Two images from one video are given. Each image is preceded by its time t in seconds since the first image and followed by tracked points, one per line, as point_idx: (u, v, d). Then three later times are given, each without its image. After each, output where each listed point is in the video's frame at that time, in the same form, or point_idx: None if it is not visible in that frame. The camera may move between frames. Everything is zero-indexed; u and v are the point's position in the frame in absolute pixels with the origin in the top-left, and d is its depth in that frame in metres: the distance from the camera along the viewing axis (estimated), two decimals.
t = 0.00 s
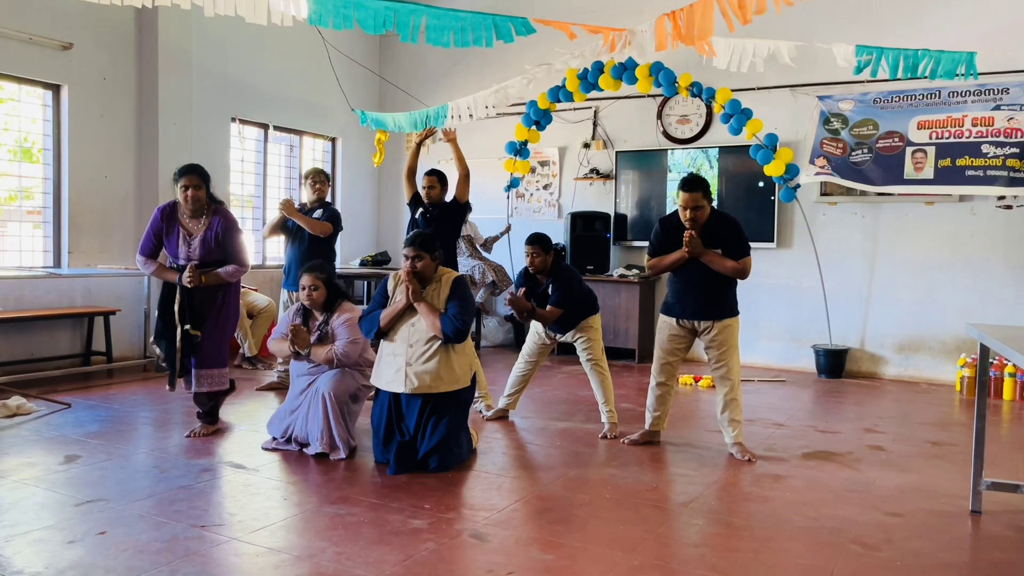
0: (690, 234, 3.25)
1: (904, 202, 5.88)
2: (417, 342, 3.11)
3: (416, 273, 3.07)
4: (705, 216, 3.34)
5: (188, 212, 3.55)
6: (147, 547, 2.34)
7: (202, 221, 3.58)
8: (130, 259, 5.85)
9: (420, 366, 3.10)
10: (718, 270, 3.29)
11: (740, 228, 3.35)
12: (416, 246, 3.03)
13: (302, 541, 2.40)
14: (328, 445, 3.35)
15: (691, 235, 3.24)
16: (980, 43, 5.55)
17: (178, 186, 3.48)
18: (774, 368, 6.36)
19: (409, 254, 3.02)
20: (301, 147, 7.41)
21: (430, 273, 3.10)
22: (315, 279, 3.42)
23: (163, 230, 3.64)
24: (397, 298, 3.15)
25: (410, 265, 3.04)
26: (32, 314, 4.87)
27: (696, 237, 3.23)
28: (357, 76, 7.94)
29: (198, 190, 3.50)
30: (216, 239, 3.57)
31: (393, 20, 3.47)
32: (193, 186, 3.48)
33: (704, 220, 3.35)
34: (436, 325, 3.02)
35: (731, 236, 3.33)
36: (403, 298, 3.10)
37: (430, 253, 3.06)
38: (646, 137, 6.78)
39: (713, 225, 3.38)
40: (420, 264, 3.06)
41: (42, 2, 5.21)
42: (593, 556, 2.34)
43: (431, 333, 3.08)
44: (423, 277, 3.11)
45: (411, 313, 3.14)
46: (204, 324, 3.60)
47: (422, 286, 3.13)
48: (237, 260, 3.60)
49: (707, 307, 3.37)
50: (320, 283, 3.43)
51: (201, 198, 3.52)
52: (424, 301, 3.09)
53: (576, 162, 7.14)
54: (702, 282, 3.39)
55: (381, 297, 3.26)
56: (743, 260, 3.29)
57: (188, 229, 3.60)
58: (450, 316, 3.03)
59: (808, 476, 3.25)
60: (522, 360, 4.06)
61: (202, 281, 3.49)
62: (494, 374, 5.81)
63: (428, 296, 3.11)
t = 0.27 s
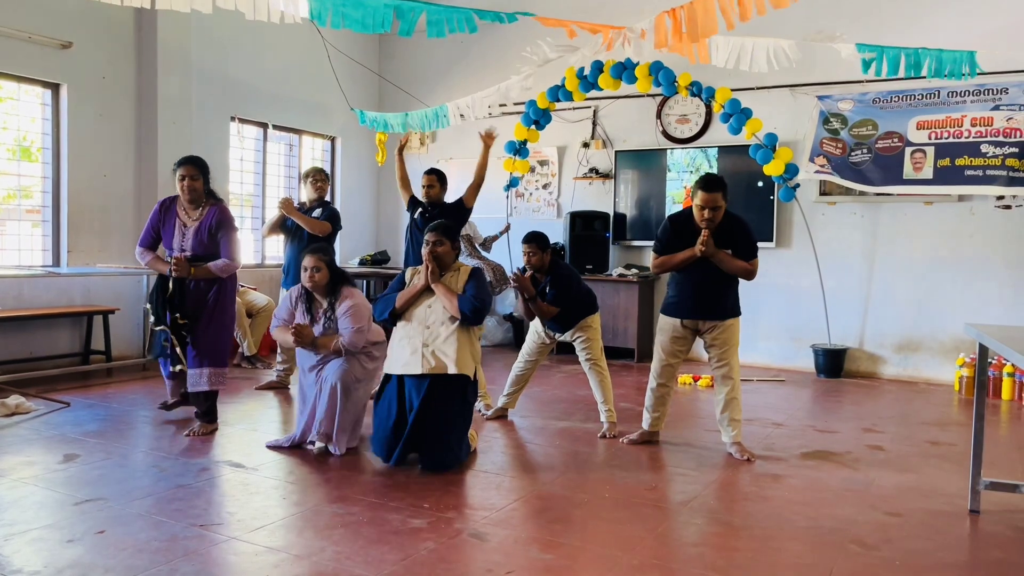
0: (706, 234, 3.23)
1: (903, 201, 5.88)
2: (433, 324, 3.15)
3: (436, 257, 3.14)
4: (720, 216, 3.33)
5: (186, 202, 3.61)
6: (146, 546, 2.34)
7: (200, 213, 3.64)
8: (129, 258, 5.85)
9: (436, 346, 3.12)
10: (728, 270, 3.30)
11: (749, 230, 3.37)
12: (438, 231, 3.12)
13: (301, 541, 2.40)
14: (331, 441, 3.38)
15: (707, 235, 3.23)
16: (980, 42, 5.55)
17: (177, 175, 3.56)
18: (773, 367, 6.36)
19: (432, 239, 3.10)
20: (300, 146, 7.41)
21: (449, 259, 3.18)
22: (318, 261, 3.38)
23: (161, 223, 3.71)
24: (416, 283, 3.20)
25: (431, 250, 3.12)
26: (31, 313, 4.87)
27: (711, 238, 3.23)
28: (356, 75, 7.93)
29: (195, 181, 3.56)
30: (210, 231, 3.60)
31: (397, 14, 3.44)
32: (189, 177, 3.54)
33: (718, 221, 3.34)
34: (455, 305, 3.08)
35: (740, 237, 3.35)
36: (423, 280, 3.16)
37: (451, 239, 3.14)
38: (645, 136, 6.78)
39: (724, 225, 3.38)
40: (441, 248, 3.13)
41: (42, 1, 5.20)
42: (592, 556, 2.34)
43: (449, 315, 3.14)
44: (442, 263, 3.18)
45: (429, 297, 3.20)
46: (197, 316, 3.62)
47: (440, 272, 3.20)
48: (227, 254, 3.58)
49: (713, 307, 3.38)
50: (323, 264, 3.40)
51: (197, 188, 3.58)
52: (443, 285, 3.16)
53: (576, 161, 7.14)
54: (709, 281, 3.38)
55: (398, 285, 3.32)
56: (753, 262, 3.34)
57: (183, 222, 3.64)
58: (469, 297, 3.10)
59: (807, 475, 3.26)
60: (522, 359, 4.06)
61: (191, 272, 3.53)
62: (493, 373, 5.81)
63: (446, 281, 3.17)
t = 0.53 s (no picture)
0: (711, 234, 3.24)
1: (902, 201, 5.88)
2: (419, 325, 3.10)
3: (418, 257, 3.12)
4: (722, 216, 3.33)
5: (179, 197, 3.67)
6: (145, 545, 2.34)
7: (195, 206, 3.71)
8: (129, 257, 5.84)
9: (422, 347, 3.07)
10: (731, 270, 3.31)
11: (751, 230, 3.39)
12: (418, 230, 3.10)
13: (300, 540, 2.40)
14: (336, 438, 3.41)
15: (711, 236, 3.23)
16: (979, 43, 5.56)
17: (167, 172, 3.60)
18: (773, 367, 6.37)
19: (413, 238, 3.09)
20: (299, 146, 7.40)
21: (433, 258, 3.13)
22: (312, 235, 3.37)
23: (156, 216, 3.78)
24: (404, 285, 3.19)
25: (413, 250, 3.11)
26: (31, 312, 4.87)
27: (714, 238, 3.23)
28: (355, 75, 7.93)
29: (184, 179, 3.59)
30: (203, 223, 3.66)
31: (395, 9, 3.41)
32: (178, 175, 3.58)
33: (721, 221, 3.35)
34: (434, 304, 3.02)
35: (742, 238, 3.37)
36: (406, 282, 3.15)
37: (434, 238, 3.11)
38: (645, 136, 6.78)
39: (726, 225, 3.38)
40: (424, 248, 3.11)
41: None
42: (591, 555, 2.34)
43: (432, 315, 3.06)
44: (428, 263, 3.15)
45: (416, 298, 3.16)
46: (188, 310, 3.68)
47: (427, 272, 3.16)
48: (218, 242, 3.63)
49: (715, 307, 3.38)
50: (317, 239, 3.38)
51: (187, 186, 3.61)
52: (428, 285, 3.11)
53: (575, 161, 7.14)
54: (710, 281, 3.39)
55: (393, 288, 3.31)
56: (754, 263, 3.36)
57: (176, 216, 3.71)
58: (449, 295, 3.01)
59: (806, 475, 3.26)
60: (522, 358, 4.05)
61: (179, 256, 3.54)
62: (492, 372, 5.81)
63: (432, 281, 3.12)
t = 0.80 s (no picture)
0: (696, 232, 3.25)
1: (901, 201, 5.87)
2: (392, 336, 2.98)
3: (380, 269, 2.97)
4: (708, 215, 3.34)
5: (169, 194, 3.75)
6: (144, 545, 2.34)
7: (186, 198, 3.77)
8: (128, 256, 5.84)
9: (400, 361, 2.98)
10: (722, 268, 3.31)
11: (742, 227, 3.36)
12: (377, 241, 2.95)
13: (298, 540, 2.40)
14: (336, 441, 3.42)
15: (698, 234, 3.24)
16: (979, 43, 5.56)
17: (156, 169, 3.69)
18: (772, 366, 6.37)
19: (373, 249, 2.95)
20: (299, 145, 7.40)
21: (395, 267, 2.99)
22: (304, 219, 3.33)
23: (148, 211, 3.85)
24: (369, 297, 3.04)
25: (375, 262, 2.98)
26: (31, 311, 4.87)
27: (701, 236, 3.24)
28: (355, 74, 7.92)
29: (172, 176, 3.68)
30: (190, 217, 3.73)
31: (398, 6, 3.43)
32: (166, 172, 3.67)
33: (708, 219, 3.36)
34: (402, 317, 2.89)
35: (733, 234, 3.35)
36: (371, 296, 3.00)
37: (394, 246, 2.97)
38: (645, 135, 6.78)
39: (715, 223, 3.38)
40: (385, 258, 2.97)
41: None
42: (590, 555, 2.34)
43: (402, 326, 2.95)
44: (391, 272, 3.00)
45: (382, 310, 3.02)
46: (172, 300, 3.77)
47: (391, 281, 3.02)
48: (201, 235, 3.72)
49: (711, 306, 3.37)
50: (310, 224, 3.35)
51: (173, 182, 3.70)
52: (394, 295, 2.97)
53: (575, 160, 7.14)
54: (705, 281, 3.39)
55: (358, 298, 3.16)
56: (746, 260, 3.33)
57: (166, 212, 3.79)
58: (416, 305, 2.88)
59: (805, 475, 3.26)
60: (522, 357, 4.05)
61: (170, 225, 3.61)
62: (492, 372, 5.81)
63: (397, 290, 2.99)
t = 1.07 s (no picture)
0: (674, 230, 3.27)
1: (901, 201, 5.88)
2: (365, 332, 2.88)
3: (338, 267, 2.84)
4: (687, 214, 3.37)
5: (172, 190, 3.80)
6: (144, 544, 2.34)
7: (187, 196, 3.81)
8: (128, 256, 5.84)
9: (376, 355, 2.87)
10: (705, 266, 3.30)
11: (727, 223, 3.34)
12: (331, 240, 2.83)
13: (298, 539, 2.40)
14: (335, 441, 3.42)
15: (675, 231, 3.26)
16: (979, 43, 5.56)
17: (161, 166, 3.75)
18: (772, 366, 6.37)
19: (328, 248, 2.83)
20: (299, 145, 7.41)
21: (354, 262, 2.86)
22: (303, 195, 3.33)
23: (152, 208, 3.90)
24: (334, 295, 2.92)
25: (332, 261, 2.85)
26: (31, 311, 4.87)
27: (680, 233, 3.25)
28: (355, 74, 7.92)
29: (179, 172, 3.74)
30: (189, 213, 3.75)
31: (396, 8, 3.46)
32: (173, 168, 3.72)
33: (687, 218, 3.38)
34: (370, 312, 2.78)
35: (717, 231, 3.33)
36: (335, 295, 2.88)
37: (349, 242, 2.84)
38: (645, 135, 6.78)
39: (699, 221, 3.38)
40: (342, 256, 2.85)
41: None
42: (590, 554, 2.34)
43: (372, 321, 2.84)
44: (350, 268, 2.88)
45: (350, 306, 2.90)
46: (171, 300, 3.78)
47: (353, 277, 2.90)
48: (200, 228, 3.71)
49: (703, 305, 3.37)
50: (309, 198, 3.35)
51: (182, 178, 3.76)
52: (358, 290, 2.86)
53: (575, 160, 7.15)
54: (697, 281, 3.39)
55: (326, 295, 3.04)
56: (731, 255, 3.28)
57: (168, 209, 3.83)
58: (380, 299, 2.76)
59: (805, 474, 3.26)
60: (522, 357, 4.05)
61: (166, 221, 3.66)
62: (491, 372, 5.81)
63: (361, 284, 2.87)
